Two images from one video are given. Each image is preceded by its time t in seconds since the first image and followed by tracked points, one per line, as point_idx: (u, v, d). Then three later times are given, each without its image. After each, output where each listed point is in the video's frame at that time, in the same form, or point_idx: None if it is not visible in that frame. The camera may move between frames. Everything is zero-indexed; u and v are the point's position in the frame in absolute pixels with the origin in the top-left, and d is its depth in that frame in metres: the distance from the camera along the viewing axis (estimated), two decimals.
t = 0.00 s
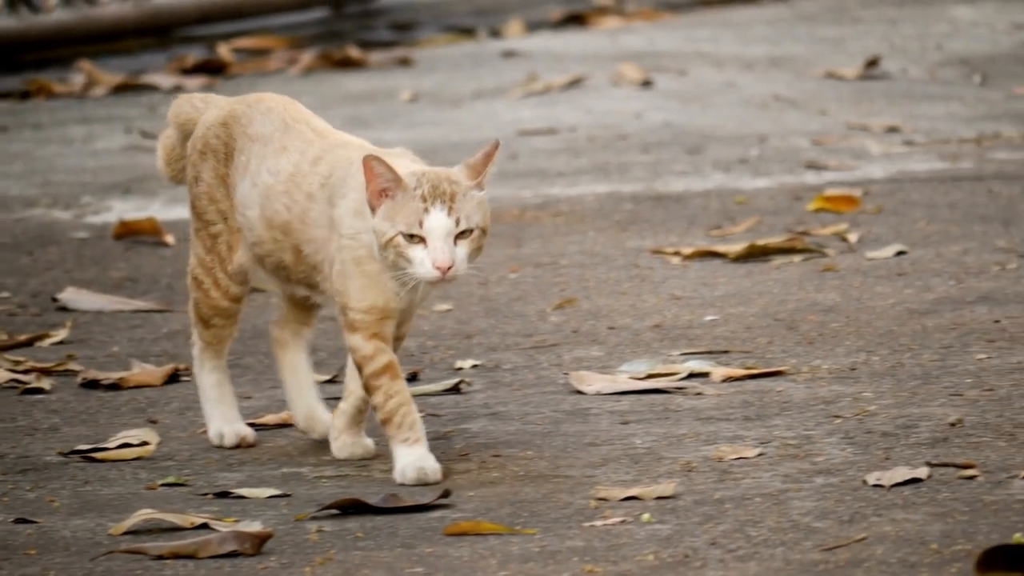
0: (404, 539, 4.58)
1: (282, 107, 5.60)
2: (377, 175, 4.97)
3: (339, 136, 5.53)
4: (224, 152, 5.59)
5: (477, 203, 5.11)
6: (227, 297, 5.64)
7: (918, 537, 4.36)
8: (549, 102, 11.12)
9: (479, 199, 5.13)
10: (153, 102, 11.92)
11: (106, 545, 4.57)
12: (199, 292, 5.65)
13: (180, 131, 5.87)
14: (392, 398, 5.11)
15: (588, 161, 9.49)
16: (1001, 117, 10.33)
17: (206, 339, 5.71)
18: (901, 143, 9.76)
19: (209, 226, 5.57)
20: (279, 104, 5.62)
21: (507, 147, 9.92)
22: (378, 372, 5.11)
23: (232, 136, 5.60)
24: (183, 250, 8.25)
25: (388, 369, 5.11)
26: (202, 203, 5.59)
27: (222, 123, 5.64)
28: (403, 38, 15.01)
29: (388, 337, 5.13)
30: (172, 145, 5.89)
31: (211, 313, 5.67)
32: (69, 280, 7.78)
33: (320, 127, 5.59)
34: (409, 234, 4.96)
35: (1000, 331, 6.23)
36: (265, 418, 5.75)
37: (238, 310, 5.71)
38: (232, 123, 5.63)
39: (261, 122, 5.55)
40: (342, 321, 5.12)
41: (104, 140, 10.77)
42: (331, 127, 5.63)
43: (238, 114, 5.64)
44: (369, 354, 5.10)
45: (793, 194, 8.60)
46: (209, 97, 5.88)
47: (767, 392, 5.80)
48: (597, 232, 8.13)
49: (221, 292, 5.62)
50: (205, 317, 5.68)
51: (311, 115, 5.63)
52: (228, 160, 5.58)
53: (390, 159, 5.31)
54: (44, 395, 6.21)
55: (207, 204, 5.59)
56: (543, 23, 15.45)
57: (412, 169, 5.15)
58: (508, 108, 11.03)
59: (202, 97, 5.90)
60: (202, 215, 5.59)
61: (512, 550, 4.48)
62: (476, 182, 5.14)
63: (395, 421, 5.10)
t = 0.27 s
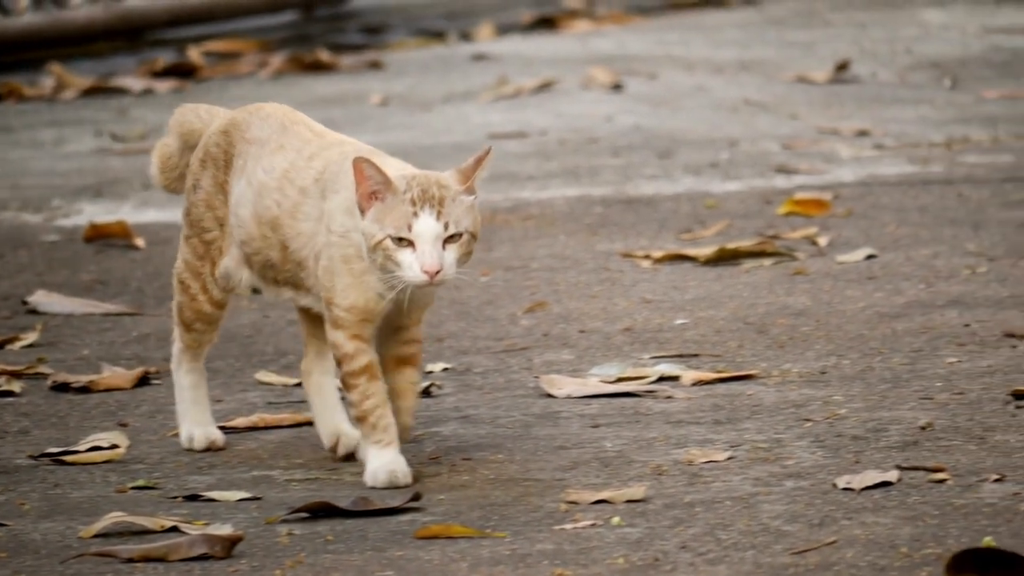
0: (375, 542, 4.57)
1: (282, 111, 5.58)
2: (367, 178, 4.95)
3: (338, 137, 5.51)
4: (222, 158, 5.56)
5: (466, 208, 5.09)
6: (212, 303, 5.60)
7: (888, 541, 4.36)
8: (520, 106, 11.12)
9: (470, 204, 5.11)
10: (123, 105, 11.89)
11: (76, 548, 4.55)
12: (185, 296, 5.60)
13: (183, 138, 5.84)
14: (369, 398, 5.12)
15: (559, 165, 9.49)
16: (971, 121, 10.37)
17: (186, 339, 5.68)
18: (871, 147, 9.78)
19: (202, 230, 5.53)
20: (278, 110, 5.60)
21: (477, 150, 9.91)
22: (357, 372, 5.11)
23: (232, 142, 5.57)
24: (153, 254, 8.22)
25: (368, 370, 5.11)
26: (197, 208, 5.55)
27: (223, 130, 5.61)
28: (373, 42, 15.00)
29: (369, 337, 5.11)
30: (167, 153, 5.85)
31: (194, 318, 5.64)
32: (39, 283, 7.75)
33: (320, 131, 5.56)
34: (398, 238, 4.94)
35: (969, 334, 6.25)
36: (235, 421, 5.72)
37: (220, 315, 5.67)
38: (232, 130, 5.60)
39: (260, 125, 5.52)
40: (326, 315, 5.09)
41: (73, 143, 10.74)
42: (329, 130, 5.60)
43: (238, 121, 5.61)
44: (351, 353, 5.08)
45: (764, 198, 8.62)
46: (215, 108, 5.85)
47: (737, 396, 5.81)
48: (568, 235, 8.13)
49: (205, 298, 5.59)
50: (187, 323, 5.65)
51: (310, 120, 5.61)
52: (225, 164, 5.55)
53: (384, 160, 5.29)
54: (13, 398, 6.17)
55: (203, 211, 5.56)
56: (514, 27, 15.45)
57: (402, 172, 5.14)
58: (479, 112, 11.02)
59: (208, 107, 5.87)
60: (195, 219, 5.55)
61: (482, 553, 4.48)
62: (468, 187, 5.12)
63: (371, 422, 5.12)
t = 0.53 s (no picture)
0: (341, 546, 4.56)
1: (288, 125, 5.51)
2: (355, 187, 4.87)
3: (340, 151, 5.44)
4: (227, 170, 5.46)
5: (458, 217, 4.98)
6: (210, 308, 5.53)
7: (853, 545, 4.38)
8: (486, 110, 11.11)
9: (462, 213, 5.00)
10: (88, 109, 11.85)
11: (41, 552, 4.52)
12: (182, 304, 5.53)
13: (196, 151, 5.76)
14: (342, 403, 5.05)
15: (525, 168, 9.50)
16: (935, 125, 10.41)
17: (179, 341, 5.61)
18: (836, 151, 9.82)
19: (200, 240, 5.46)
20: (284, 124, 5.52)
21: (443, 153, 9.92)
22: (334, 377, 5.02)
23: (237, 155, 5.47)
24: (119, 258, 8.20)
25: (344, 375, 5.03)
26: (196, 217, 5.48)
27: (229, 142, 5.51)
28: (339, 46, 14.98)
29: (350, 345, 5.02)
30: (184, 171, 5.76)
31: (189, 320, 5.56)
32: (3, 287, 7.71)
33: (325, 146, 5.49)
34: (386, 247, 4.85)
35: (935, 338, 6.27)
36: (201, 425, 5.70)
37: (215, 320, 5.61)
38: (238, 142, 5.51)
39: (264, 138, 5.45)
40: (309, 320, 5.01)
41: (38, 146, 10.70)
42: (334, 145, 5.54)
43: (245, 134, 5.51)
44: (331, 359, 5.00)
45: (730, 202, 8.64)
46: (225, 120, 5.75)
47: (703, 400, 5.81)
48: (534, 239, 8.14)
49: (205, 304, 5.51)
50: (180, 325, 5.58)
51: (317, 135, 5.53)
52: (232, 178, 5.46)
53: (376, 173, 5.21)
54: None
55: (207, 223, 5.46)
56: (479, 31, 15.45)
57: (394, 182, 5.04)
58: (445, 115, 11.02)
59: (219, 119, 5.77)
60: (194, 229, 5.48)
61: (448, 557, 4.47)
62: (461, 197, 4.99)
63: (342, 423, 5.06)
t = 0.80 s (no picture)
0: (308, 548, 4.55)
1: (296, 127, 5.47)
2: (344, 197, 4.81)
3: (348, 160, 5.37)
4: (232, 169, 5.44)
5: (448, 228, 4.89)
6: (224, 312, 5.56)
7: (821, 547, 4.39)
8: (454, 112, 11.11)
9: (453, 225, 4.91)
10: (55, 110, 11.80)
11: (8, 553, 4.50)
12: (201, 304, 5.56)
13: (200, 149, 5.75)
14: (318, 409, 5.01)
15: (493, 170, 9.50)
16: (902, 128, 10.45)
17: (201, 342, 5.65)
18: (804, 153, 9.85)
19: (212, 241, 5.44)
20: (295, 125, 5.48)
21: (410, 155, 9.92)
22: (315, 385, 4.97)
23: (243, 154, 5.45)
24: (86, 259, 8.17)
25: (324, 384, 4.98)
26: (205, 216, 5.47)
27: (236, 140, 5.49)
28: (307, 47, 14.96)
29: (332, 355, 4.95)
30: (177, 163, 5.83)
31: (208, 324, 5.60)
32: None
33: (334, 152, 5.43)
34: (376, 257, 4.76)
35: (903, 341, 6.29)
36: (169, 428, 5.67)
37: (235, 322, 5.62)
38: (244, 140, 5.48)
39: (272, 139, 5.41)
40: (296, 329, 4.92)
41: (5, 147, 10.66)
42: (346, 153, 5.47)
43: (254, 132, 5.48)
44: (313, 368, 4.94)
45: (698, 205, 8.66)
46: (220, 115, 5.74)
47: (671, 402, 5.82)
48: (502, 241, 8.14)
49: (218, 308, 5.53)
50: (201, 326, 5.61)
51: (327, 139, 5.48)
52: (236, 177, 5.43)
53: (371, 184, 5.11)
54: None
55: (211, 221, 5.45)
56: (447, 33, 15.45)
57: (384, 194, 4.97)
58: (414, 117, 11.01)
59: (213, 114, 5.77)
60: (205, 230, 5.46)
61: (416, 559, 4.46)
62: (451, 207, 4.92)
63: (315, 427, 5.03)
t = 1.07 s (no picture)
0: (282, 551, 4.54)
1: (295, 129, 5.33)
2: (345, 206, 4.65)
3: (348, 162, 5.22)
4: (232, 175, 5.33)
5: (448, 234, 4.76)
6: (252, 318, 5.30)
7: (795, 551, 4.39)
8: (429, 115, 11.11)
9: (453, 231, 4.77)
10: (29, 112, 11.76)
11: None
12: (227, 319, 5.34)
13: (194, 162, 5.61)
14: (307, 415, 4.91)
15: (467, 173, 9.49)
16: (876, 132, 10.48)
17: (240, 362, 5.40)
18: (778, 157, 9.87)
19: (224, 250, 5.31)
20: (295, 129, 5.33)
21: (384, 159, 9.92)
22: (305, 389, 4.86)
23: (243, 159, 5.32)
24: (60, 261, 8.15)
25: (314, 389, 4.87)
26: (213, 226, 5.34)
27: (235, 147, 5.37)
28: (281, 50, 14.94)
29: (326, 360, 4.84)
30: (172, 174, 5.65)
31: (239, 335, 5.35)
32: None
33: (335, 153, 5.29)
34: (375, 266, 4.63)
35: (877, 344, 6.31)
36: (144, 429, 5.63)
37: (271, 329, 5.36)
38: (244, 145, 5.36)
39: (272, 142, 5.29)
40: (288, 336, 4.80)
41: None
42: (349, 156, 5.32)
43: (253, 138, 5.36)
44: (305, 376, 4.83)
45: (672, 208, 8.67)
46: (216, 129, 5.61)
47: (645, 405, 5.82)
48: (477, 243, 8.14)
49: (243, 314, 5.29)
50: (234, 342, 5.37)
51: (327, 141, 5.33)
52: (237, 183, 5.32)
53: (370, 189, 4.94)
54: None
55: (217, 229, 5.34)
56: (422, 36, 15.45)
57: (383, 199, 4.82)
58: (388, 120, 11.00)
59: (208, 127, 5.64)
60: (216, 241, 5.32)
61: (390, 562, 4.46)
62: (451, 213, 4.77)
63: (302, 432, 4.94)
